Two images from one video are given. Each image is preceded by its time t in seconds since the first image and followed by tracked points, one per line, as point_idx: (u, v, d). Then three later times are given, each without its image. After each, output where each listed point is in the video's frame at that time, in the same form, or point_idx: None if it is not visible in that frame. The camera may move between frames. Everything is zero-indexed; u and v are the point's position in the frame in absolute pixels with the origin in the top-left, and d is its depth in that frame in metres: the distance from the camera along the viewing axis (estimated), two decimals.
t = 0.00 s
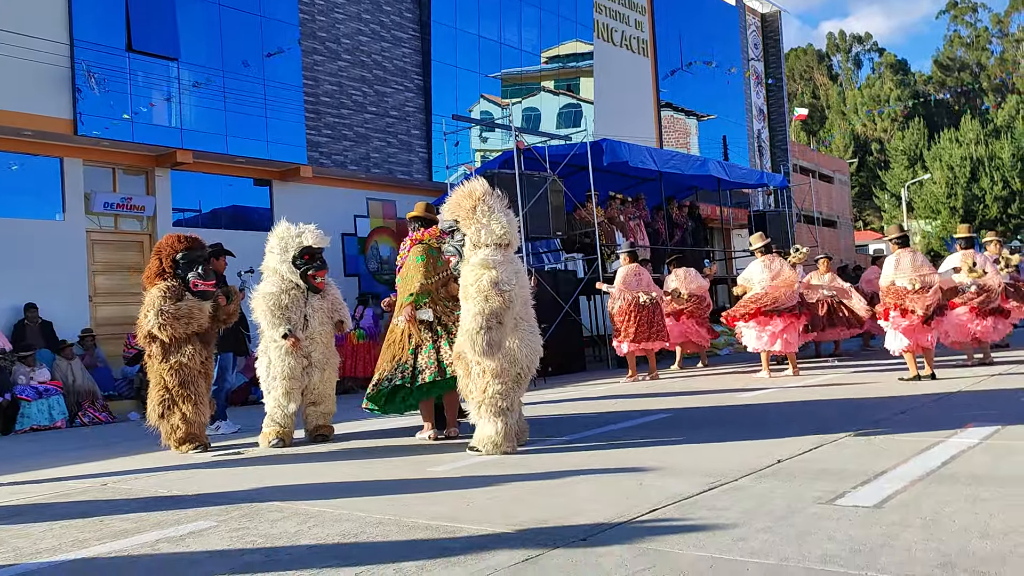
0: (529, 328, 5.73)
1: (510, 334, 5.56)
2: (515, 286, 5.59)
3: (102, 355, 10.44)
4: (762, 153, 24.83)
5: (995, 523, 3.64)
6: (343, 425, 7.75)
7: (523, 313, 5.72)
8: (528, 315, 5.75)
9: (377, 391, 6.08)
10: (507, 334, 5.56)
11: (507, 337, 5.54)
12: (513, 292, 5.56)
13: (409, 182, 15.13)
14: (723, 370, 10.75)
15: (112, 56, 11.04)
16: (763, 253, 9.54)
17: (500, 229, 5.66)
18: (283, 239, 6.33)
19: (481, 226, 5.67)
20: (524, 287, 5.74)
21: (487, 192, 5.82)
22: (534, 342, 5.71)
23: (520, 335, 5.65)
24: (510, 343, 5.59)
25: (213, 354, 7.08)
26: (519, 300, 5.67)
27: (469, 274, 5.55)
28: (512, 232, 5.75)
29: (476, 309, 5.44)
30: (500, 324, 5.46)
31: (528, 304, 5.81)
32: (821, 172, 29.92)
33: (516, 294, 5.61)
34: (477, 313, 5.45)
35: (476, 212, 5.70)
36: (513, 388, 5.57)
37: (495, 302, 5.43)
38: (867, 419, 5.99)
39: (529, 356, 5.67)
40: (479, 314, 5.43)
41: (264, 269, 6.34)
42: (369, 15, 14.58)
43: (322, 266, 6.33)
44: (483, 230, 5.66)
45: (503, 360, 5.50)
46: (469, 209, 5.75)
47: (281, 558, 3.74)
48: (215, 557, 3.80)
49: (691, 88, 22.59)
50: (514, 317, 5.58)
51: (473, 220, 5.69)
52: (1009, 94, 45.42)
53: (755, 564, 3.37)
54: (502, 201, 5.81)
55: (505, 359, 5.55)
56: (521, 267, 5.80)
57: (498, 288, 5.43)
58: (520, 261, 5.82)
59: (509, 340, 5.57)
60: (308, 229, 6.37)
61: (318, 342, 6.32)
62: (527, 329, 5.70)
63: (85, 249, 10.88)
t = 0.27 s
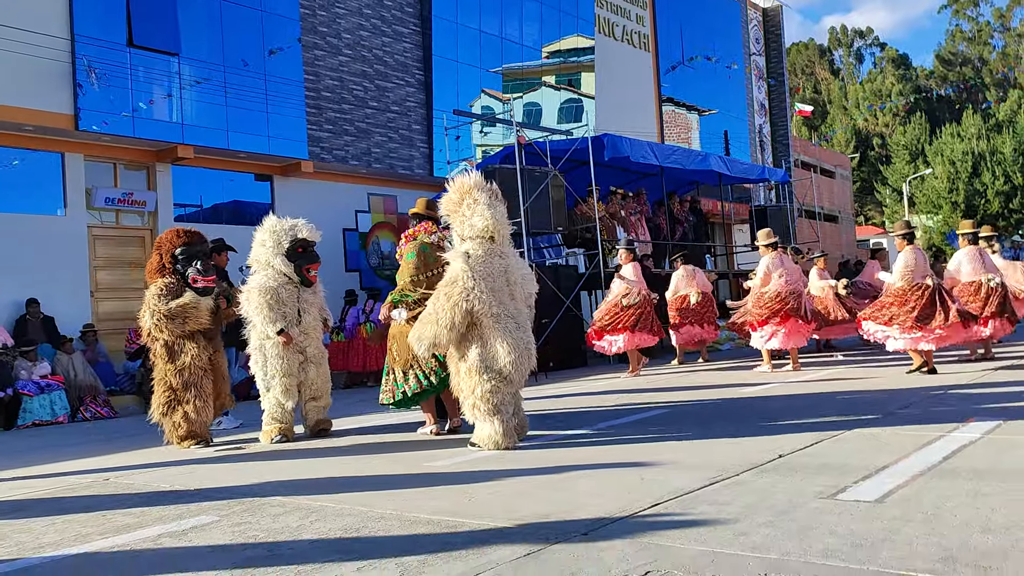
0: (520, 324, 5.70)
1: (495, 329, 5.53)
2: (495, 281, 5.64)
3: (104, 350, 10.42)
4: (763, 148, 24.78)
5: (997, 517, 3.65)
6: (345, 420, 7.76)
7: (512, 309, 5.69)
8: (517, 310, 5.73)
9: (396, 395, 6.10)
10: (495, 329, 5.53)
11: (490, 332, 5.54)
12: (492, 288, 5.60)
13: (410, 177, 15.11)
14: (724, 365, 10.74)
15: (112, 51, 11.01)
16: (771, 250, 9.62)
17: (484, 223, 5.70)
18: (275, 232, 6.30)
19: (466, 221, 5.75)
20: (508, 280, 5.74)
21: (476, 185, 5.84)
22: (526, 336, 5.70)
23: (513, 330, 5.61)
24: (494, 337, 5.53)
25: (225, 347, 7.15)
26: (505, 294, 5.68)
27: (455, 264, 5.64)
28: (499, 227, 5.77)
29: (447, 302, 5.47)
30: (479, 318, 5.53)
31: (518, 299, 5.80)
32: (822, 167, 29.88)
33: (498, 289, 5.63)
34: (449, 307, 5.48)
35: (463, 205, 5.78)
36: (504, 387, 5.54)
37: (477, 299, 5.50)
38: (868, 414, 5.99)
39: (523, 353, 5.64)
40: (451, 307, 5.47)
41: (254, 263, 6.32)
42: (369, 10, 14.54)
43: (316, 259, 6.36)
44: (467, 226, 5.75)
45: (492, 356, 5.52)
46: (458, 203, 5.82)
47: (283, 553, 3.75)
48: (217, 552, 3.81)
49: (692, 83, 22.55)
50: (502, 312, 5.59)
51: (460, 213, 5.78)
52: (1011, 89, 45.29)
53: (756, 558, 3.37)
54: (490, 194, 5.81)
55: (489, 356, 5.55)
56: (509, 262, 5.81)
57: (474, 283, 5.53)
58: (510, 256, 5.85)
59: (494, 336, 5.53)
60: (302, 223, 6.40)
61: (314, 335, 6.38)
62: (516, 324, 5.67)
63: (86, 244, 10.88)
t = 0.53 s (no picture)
0: (516, 317, 5.70)
1: (489, 322, 5.53)
2: (488, 273, 5.65)
3: (108, 345, 10.42)
4: (767, 144, 24.71)
5: (1001, 513, 3.65)
6: (349, 415, 7.77)
7: (507, 302, 5.69)
8: (514, 303, 5.73)
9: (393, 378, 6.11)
10: (489, 322, 5.52)
11: (482, 324, 5.54)
12: (484, 281, 5.62)
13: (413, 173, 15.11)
14: (727, 361, 10.74)
15: (116, 47, 11.01)
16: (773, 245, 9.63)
17: (475, 216, 5.74)
18: (278, 227, 6.32)
19: (460, 214, 5.82)
20: (502, 274, 5.71)
21: (473, 178, 5.85)
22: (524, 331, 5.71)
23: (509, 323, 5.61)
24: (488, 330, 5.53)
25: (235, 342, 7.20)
26: (499, 288, 5.68)
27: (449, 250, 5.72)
28: (493, 220, 5.77)
29: (426, 276, 5.62)
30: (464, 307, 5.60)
31: (516, 293, 5.78)
32: (826, 163, 29.82)
33: (489, 281, 5.64)
34: (428, 286, 5.63)
35: (459, 199, 5.83)
36: (504, 379, 5.53)
37: (464, 290, 5.57)
38: (873, 410, 5.98)
39: (519, 346, 5.64)
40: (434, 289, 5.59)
41: (260, 258, 6.36)
42: (373, 6, 14.52)
43: (320, 255, 6.34)
44: (462, 218, 5.81)
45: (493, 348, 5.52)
46: (455, 195, 5.89)
47: (288, 548, 3.77)
48: (222, 547, 3.83)
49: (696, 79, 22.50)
50: (496, 304, 5.61)
51: (456, 207, 5.85)
52: (1016, 84, 45.10)
53: (760, 554, 3.38)
54: (485, 187, 5.81)
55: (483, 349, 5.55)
56: (507, 256, 5.80)
57: (459, 274, 5.58)
58: (507, 249, 5.83)
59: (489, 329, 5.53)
60: (306, 218, 6.36)
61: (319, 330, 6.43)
62: (513, 318, 5.66)
63: (90, 240, 10.89)
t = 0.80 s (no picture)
0: (521, 315, 5.73)
1: (495, 320, 5.53)
2: (491, 271, 5.66)
3: (111, 342, 10.43)
4: (770, 139, 24.64)
5: (1003, 510, 3.65)
6: (352, 412, 7.79)
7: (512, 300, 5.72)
8: (518, 302, 5.76)
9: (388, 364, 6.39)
10: (495, 319, 5.54)
11: (489, 322, 5.54)
12: (489, 278, 5.63)
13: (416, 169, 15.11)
14: (729, 358, 10.74)
15: (119, 43, 11.00)
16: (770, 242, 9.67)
17: (484, 215, 5.71)
18: (292, 223, 6.37)
19: (466, 212, 5.78)
20: (506, 273, 5.78)
21: (477, 176, 5.84)
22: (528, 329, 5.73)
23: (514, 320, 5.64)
24: (492, 326, 5.53)
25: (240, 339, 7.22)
26: (502, 286, 5.71)
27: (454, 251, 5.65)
28: (499, 219, 5.78)
29: (438, 282, 5.52)
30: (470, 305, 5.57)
31: (519, 292, 5.83)
32: (829, 159, 29.78)
33: (494, 279, 5.66)
34: (441, 289, 5.52)
35: (464, 197, 5.79)
36: (504, 374, 5.53)
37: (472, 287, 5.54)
38: (875, 407, 5.99)
39: (523, 344, 5.65)
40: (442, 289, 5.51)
41: (275, 254, 6.41)
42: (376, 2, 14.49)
43: (331, 253, 6.40)
44: (467, 217, 5.77)
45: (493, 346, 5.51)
46: (459, 194, 5.86)
47: (291, 545, 3.78)
48: (226, 543, 3.84)
49: (698, 74, 22.45)
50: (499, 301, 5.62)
51: (461, 204, 5.81)
52: (1019, 80, 44.96)
53: (763, 551, 3.39)
54: (491, 186, 5.81)
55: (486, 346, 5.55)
56: (509, 255, 5.83)
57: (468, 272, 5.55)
58: (509, 248, 5.84)
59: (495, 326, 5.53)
60: (320, 215, 6.39)
61: (330, 328, 6.39)
62: (517, 316, 5.69)
63: (93, 235, 10.91)
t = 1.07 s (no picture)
0: (516, 310, 5.81)
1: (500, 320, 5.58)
2: (503, 271, 5.69)
3: (110, 338, 10.41)
4: (768, 135, 24.62)
5: (1001, 506, 3.66)
6: (350, 408, 7.78)
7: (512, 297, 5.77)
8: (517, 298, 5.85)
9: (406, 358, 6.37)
10: (501, 317, 5.59)
11: (499, 322, 5.58)
12: (503, 279, 5.66)
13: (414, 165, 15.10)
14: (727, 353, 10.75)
15: (117, 39, 10.97)
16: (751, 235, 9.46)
17: (488, 212, 5.74)
18: (289, 218, 6.36)
19: (468, 209, 5.75)
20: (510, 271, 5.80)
21: (473, 174, 5.90)
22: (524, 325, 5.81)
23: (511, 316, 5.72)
24: (501, 324, 5.60)
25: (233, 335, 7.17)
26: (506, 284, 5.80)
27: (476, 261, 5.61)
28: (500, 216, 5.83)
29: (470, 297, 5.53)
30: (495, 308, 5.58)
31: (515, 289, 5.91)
32: (828, 155, 29.78)
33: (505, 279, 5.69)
34: (471, 309, 5.53)
35: (463, 194, 5.80)
36: (490, 368, 5.57)
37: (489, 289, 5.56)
38: (873, 403, 6.00)
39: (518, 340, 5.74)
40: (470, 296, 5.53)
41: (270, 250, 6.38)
42: None
43: (328, 248, 6.37)
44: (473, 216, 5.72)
45: (492, 343, 5.53)
46: (457, 191, 5.85)
47: (289, 541, 3.79)
48: (225, 539, 3.85)
49: (697, 70, 22.43)
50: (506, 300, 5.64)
51: (461, 202, 5.78)
52: (1018, 75, 44.93)
53: (761, 547, 3.40)
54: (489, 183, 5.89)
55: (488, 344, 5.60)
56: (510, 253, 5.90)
57: (492, 278, 5.58)
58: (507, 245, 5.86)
59: (500, 323, 5.59)
60: (316, 211, 6.42)
61: (330, 325, 6.39)
62: (514, 313, 5.78)
63: (91, 231, 10.89)
